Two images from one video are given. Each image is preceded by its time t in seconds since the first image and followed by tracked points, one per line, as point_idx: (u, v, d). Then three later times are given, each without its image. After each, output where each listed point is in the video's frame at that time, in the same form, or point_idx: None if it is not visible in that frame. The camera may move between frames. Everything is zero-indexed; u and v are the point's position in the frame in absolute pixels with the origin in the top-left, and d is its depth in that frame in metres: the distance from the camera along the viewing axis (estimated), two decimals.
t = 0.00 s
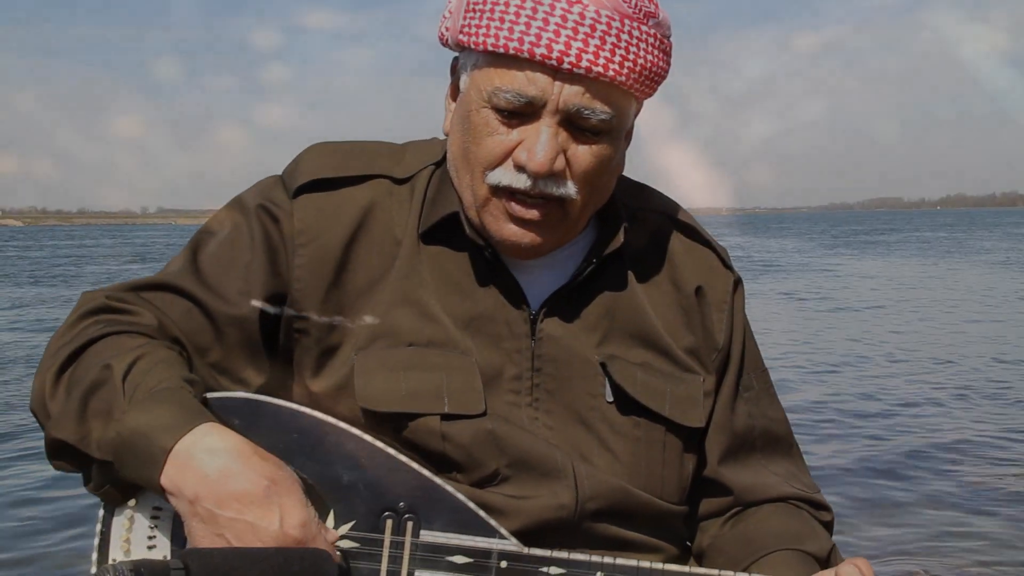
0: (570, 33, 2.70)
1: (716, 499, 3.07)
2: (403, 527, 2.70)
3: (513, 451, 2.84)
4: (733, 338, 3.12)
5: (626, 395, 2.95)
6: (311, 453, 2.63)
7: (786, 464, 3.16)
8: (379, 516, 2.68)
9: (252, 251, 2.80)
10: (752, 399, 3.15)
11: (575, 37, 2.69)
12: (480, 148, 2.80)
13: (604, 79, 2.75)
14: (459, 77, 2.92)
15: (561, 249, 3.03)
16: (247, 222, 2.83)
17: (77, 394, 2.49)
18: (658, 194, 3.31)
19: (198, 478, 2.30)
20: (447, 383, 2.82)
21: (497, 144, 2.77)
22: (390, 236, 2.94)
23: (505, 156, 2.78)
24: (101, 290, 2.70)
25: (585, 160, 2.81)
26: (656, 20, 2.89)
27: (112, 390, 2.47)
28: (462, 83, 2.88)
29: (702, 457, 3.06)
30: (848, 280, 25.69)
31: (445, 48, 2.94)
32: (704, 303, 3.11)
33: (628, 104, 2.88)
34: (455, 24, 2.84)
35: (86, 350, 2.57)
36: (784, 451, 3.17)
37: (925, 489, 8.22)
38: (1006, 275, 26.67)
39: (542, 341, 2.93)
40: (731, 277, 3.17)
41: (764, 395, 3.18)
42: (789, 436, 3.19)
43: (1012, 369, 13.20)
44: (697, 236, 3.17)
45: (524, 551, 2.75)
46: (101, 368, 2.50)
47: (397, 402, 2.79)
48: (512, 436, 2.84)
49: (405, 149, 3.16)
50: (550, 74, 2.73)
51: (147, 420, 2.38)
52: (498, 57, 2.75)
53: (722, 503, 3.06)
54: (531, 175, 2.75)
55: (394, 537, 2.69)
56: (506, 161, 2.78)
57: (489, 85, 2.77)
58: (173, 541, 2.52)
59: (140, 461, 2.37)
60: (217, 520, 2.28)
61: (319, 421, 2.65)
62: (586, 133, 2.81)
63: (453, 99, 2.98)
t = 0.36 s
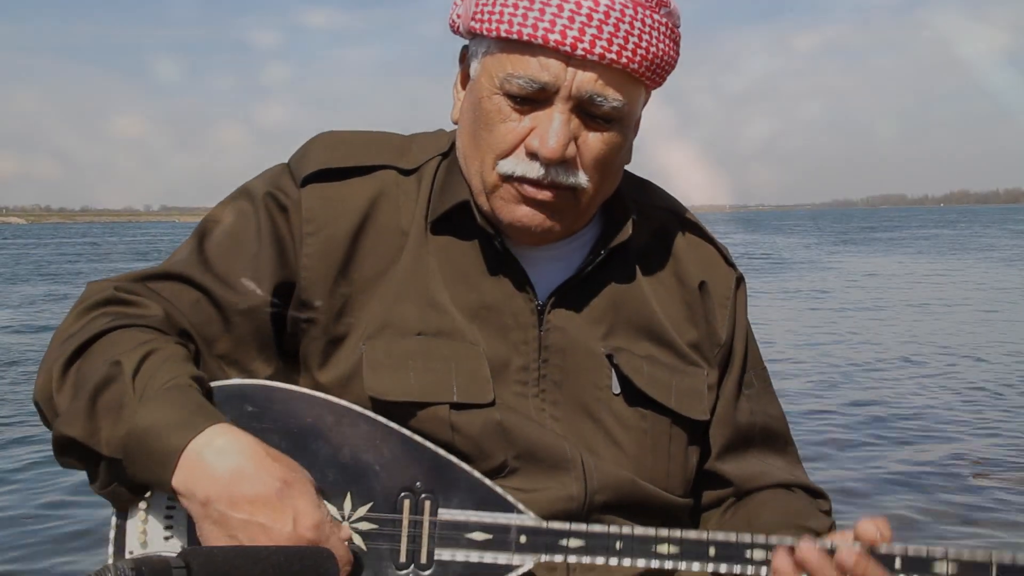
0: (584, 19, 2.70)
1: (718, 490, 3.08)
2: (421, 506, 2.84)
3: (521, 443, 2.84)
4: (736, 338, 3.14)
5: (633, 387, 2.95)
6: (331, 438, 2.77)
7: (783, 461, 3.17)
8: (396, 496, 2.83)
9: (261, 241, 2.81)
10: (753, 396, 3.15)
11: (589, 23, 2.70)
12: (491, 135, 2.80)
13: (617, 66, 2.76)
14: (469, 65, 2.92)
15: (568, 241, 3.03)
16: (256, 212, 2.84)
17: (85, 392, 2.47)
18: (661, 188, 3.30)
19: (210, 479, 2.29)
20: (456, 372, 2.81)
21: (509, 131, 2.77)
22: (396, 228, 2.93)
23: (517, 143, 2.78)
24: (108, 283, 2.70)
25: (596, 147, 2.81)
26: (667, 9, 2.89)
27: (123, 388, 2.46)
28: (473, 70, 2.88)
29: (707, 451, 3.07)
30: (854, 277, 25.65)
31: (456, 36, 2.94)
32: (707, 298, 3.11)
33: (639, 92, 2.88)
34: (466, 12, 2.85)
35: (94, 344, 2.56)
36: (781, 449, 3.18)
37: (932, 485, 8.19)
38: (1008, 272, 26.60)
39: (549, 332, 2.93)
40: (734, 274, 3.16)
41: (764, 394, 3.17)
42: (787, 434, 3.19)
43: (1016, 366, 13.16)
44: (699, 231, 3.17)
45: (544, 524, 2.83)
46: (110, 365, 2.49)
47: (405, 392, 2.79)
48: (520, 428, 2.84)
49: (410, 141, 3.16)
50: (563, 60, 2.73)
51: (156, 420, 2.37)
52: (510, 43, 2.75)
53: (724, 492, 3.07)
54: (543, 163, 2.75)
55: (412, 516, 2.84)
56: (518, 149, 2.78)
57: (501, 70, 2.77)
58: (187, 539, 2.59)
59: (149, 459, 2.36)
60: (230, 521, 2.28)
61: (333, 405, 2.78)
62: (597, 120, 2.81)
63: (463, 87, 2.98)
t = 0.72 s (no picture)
0: (556, 8, 2.71)
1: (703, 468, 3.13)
2: (400, 482, 2.83)
3: (505, 438, 2.87)
4: (718, 317, 3.12)
5: (615, 379, 2.97)
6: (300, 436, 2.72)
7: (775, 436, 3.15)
8: (374, 479, 2.81)
9: (240, 243, 2.82)
10: (740, 374, 3.13)
11: (561, 12, 2.71)
12: (468, 129, 2.82)
13: (591, 52, 2.78)
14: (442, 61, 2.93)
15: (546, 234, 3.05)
16: (235, 216, 2.86)
17: (80, 362, 2.49)
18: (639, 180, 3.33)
19: (200, 446, 2.32)
20: (439, 370, 2.83)
21: (486, 124, 2.79)
22: (376, 228, 2.95)
23: (494, 135, 2.79)
24: (101, 272, 2.72)
25: (573, 135, 2.83)
26: None
27: (121, 357, 2.48)
28: (445, 66, 2.90)
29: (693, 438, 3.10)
30: (849, 274, 25.72)
31: (428, 33, 2.96)
32: (687, 284, 3.13)
33: (613, 78, 2.90)
34: (437, 8, 2.86)
35: (89, 319, 2.58)
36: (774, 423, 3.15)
37: (926, 479, 8.20)
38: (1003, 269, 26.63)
39: (530, 326, 2.95)
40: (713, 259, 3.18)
41: (751, 371, 3.17)
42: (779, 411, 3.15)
43: (1010, 362, 13.18)
44: (676, 218, 3.19)
45: (525, 475, 2.82)
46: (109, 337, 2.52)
47: (389, 391, 2.81)
48: (503, 423, 2.86)
49: (387, 143, 3.17)
50: (537, 50, 2.75)
51: (153, 398, 2.39)
52: (482, 36, 2.77)
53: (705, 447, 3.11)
54: (521, 153, 2.77)
55: (393, 495, 2.82)
56: (496, 141, 2.80)
57: (475, 64, 2.78)
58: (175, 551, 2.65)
59: (140, 431, 2.37)
60: (216, 486, 2.31)
61: (294, 406, 2.73)
62: (573, 108, 2.83)
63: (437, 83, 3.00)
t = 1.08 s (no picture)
0: (594, 18, 2.72)
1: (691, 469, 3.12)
2: (390, 487, 2.81)
3: (493, 441, 2.85)
4: (700, 316, 3.13)
5: (603, 380, 2.95)
6: (289, 438, 2.71)
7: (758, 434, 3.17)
8: (364, 484, 2.79)
9: (219, 251, 2.79)
10: (722, 372, 3.15)
11: (599, 20, 2.73)
12: (512, 147, 2.79)
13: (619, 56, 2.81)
14: (453, 81, 2.88)
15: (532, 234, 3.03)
16: (213, 223, 2.82)
17: (48, 410, 2.46)
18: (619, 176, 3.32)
19: (177, 490, 2.25)
20: (426, 374, 2.81)
21: (532, 141, 2.77)
22: (358, 231, 2.93)
23: (541, 151, 2.78)
24: (71, 299, 2.68)
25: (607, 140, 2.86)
26: None
27: (86, 402, 2.43)
28: (463, 86, 2.85)
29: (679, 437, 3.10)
30: (837, 272, 25.78)
31: (439, 53, 2.88)
32: (670, 283, 3.11)
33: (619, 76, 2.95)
34: (456, 29, 2.79)
35: (57, 360, 2.54)
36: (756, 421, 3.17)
37: (916, 475, 8.20)
38: (991, 267, 26.74)
39: (517, 330, 2.93)
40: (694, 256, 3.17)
41: (733, 368, 3.18)
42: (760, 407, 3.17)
43: (999, 360, 13.23)
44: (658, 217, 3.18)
45: (515, 481, 2.82)
46: (74, 380, 2.47)
47: (376, 396, 2.79)
48: (491, 425, 2.84)
49: (366, 143, 3.15)
50: (576, 63, 2.75)
51: (118, 434, 2.33)
52: (518, 55, 2.74)
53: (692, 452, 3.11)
54: (573, 165, 2.77)
55: (383, 500, 2.80)
56: (542, 155, 2.79)
57: (516, 83, 2.76)
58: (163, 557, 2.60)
59: (112, 477, 2.33)
60: (202, 532, 2.24)
61: (283, 408, 2.72)
62: (601, 112, 2.86)
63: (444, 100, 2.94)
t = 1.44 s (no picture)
0: (622, 30, 2.73)
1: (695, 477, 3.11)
2: (393, 489, 2.77)
3: (500, 446, 2.84)
4: (705, 324, 3.13)
5: (612, 387, 2.96)
6: (288, 441, 2.68)
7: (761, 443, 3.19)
8: (367, 486, 2.76)
9: (230, 252, 2.79)
10: (725, 382, 3.14)
11: (626, 32, 2.74)
12: (536, 158, 2.80)
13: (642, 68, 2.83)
14: (476, 89, 2.88)
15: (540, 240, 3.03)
16: (227, 223, 2.81)
17: (60, 412, 2.44)
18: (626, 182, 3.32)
19: (187, 504, 2.20)
20: (435, 380, 2.81)
21: (556, 152, 2.78)
22: (369, 234, 2.93)
23: (564, 161, 2.79)
24: (82, 300, 2.68)
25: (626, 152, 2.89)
26: None
27: (98, 407, 2.43)
28: (486, 94, 2.85)
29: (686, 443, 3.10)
30: (840, 273, 25.79)
31: (464, 59, 2.87)
32: (677, 292, 3.11)
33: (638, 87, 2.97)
34: (484, 38, 2.79)
35: (70, 361, 2.54)
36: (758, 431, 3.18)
37: (923, 472, 8.19)
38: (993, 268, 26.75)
39: (526, 335, 2.93)
40: (702, 266, 3.16)
41: (736, 378, 3.17)
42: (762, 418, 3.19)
43: (1002, 361, 13.24)
44: (667, 227, 3.18)
45: (519, 478, 2.80)
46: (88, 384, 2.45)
47: (384, 400, 2.78)
48: (498, 431, 2.84)
49: (377, 146, 3.15)
50: (602, 74, 2.76)
51: (132, 439, 2.33)
52: (545, 66, 2.75)
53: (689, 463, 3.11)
54: (596, 176, 2.79)
55: (385, 502, 2.77)
56: (564, 165, 2.80)
57: (543, 94, 2.76)
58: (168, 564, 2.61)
59: (123, 484, 2.32)
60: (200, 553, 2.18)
61: (284, 413, 2.68)
62: (622, 124, 2.88)
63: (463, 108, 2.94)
